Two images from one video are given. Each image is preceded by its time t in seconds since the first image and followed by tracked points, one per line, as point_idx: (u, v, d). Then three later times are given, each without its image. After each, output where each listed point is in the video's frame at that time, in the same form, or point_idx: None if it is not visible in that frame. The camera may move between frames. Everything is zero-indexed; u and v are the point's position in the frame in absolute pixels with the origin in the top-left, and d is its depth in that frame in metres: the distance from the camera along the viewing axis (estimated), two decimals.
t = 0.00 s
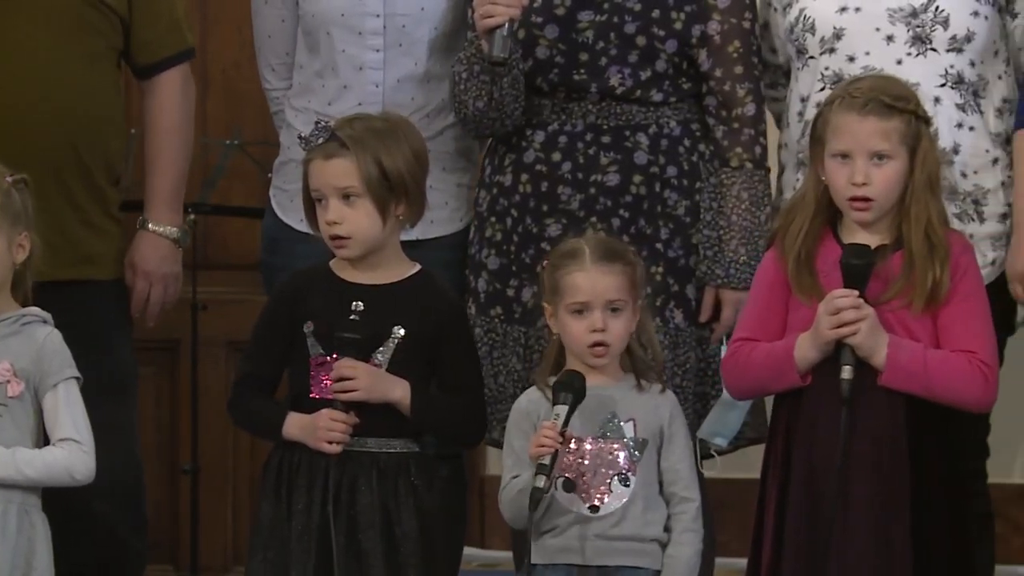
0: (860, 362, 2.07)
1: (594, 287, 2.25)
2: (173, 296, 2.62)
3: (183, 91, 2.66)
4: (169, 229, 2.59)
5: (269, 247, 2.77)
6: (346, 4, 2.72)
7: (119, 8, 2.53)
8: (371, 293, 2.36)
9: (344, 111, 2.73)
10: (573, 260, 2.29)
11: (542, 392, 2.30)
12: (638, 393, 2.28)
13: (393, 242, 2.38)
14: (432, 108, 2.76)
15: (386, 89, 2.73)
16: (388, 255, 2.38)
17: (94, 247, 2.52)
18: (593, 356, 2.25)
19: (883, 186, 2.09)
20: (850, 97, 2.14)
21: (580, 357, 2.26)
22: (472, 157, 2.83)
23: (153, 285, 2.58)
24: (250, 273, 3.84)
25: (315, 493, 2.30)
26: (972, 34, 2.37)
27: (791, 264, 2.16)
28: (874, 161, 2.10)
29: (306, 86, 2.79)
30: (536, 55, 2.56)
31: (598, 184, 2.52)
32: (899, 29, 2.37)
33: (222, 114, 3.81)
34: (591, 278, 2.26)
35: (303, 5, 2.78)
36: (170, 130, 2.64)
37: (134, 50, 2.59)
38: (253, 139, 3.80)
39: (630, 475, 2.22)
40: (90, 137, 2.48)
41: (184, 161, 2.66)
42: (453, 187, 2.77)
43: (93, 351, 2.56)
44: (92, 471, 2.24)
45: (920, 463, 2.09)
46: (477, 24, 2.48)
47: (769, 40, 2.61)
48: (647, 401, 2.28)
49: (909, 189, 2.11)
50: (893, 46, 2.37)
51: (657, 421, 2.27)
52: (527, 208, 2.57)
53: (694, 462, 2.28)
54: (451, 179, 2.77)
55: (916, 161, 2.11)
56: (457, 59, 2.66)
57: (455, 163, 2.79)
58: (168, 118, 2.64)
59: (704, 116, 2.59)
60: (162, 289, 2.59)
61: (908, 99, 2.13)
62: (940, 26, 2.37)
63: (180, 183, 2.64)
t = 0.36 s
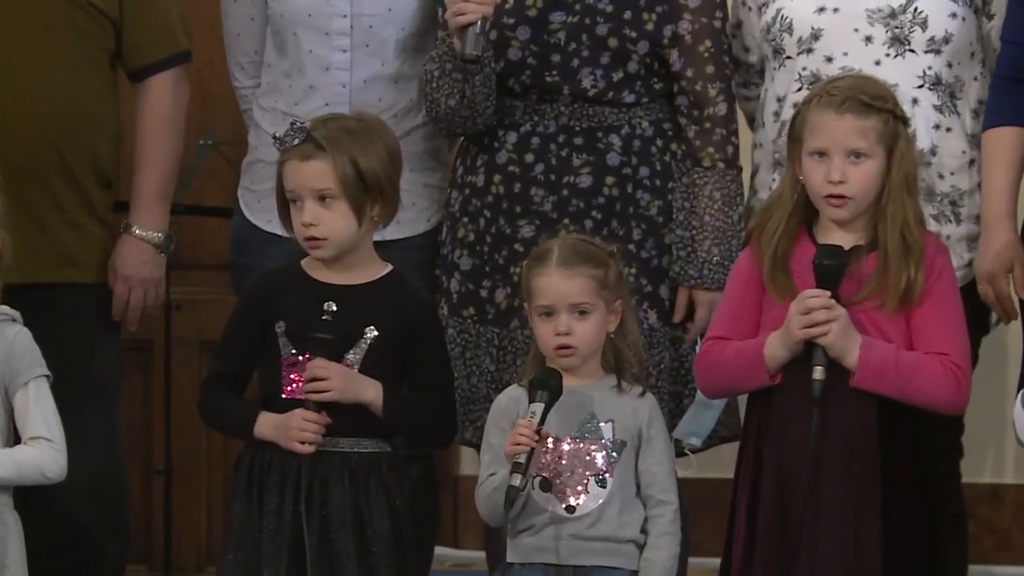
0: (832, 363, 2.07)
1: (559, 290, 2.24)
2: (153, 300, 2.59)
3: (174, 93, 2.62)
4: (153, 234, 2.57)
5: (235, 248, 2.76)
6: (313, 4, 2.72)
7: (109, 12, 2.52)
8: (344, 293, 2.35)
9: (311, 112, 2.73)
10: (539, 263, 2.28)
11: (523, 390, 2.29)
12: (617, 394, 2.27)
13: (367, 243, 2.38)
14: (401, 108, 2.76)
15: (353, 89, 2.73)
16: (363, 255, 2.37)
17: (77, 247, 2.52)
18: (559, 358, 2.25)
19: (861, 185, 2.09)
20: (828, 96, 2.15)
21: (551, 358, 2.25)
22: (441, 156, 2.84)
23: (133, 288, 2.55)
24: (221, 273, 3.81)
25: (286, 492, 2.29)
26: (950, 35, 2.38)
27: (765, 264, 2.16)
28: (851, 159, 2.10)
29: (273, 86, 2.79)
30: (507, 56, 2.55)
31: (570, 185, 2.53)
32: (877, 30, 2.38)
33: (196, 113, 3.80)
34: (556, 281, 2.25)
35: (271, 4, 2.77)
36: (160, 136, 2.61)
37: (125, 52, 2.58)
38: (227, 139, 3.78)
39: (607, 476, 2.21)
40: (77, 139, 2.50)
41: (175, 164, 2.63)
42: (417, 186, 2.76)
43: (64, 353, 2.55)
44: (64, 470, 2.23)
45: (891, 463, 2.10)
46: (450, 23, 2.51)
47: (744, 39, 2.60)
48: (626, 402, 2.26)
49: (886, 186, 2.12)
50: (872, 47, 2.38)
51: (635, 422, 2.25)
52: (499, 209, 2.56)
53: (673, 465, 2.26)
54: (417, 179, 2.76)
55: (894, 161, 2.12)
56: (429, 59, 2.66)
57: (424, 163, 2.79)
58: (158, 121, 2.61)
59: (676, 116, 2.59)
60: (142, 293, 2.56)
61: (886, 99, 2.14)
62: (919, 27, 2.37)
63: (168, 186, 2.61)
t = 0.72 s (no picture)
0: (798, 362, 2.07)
1: (522, 283, 2.24)
2: (131, 305, 2.57)
3: (154, 94, 2.60)
4: (131, 235, 2.55)
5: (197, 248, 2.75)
6: (274, 4, 2.71)
7: (84, 15, 2.51)
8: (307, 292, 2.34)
9: (271, 111, 2.72)
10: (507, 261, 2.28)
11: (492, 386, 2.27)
12: (589, 394, 2.26)
13: (330, 243, 2.37)
14: (362, 107, 2.74)
15: (313, 89, 2.72)
16: (325, 257, 2.36)
17: (51, 251, 2.50)
18: (522, 353, 2.24)
19: (826, 185, 2.10)
20: (793, 96, 2.15)
21: (517, 354, 2.25)
22: (404, 156, 2.83)
23: (109, 291, 2.53)
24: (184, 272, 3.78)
25: (252, 491, 2.28)
26: (916, 36, 2.38)
27: (730, 265, 2.16)
28: (817, 159, 2.10)
29: (233, 85, 2.77)
30: (474, 57, 2.54)
31: (536, 186, 2.52)
32: (842, 31, 2.38)
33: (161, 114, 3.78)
34: (519, 273, 2.25)
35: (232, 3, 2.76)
36: (140, 137, 2.59)
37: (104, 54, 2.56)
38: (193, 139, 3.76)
39: (579, 479, 2.20)
40: (62, 142, 2.49)
41: (155, 166, 2.61)
42: (374, 185, 2.75)
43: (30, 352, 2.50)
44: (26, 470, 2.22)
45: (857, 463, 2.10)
46: (416, 22, 2.49)
47: (710, 40, 2.61)
48: (597, 403, 2.25)
49: (852, 187, 2.12)
50: (838, 47, 2.39)
51: (606, 423, 2.24)
52: (465, 209, 2.55)
53: (643, 466, 2.24)
54: (374, 179, 2.75)
55: (859, 162, 2.12)
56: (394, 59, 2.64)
57: (385, 163, 2.78)
58: (137, 122, 2.59)
59: (642, 117, 2.59)
60: (119, 295, 2.54)
61: (851, 99, 2.14)
62: (884, 28, 2.38)
63: (148, 188, 2.59)
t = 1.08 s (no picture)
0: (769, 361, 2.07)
1: (490, 279, 2.24)
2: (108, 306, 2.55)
3: (134, 96, 2.58)
4: (108, 238, 2.53)
5: (168, 247, 2.74)
6: (253, 4, 2.68)
7: (66, 15, 2.49)
8: (275, 291, 2.33)
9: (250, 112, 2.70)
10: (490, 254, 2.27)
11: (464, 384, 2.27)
12: (560, 395, 2.24)
13: (297, 242, 2.36)
14: (339, 107, 2.75)
15: (292, 89, 2.71)
16: (291, 256, 2.35)
17: (32, 256, 2.49)
18: (492, 351, 2.24)
19: (794, 186, 2.10)
20: (761, 96, 2.16)
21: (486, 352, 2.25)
22: (376, 155, 2.83)
23: (85, 293, 2.51)
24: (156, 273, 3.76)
25: (221, 492, 2.26)
26: (883, 37, 2.38)
27: (701, 265, 2.16)
28: (785, 159, 2.11)
29: (207, 86, 2.75)
30: (445, 57, 2.54)
31: (506, 187, 2.51)
32: (810, 31, 2.38)
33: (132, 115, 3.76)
34: (491, 269, 2.25)
35: (206, 4, 2.72)
36: (118, 139, 2.56)
37: (83, 56, 2.53)
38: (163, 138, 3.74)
39: (549, 481, 2.19)
40: (42, 144, 2.48)
41: (132, 168, 2.58)
42: (355, 185, 2.75)
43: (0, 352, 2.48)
44: None
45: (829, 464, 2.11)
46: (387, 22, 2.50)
47: (681, 40, 2.61)
48: (568, 405, 2.24)
49: (821, 187, 2.13)
50: (805, 48, 2.38)
51: (578, 424, 2.23)
52: (435, 210, 2.55)
53: (615, 468, 2.23)
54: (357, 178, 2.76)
55: (828, 161, 2.13)
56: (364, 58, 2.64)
57: (360, 163, 2.78)
58: (116, 124, 2.56)
59: (613, 117, 2.59)
60: (95, 297, 2.52)
61: (819, 98, 2.15)
62: (852, 29, 2.37)
63: (125, 190, 2.57)
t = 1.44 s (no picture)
0: (739, 360, 2.03)
1: (461, 277, 2.24)
2: (85, 303, 2.52)
3: (101, 92, 2.57)
4: (82, 233, 2.50)
5: (148, 244, 2.73)
6: (237, 5, 2.68)
7: (31, 12, 2.48)
8: (244, 292, 2.33)
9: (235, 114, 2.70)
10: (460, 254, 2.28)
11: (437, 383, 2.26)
12: (532, 396, 2.25)
13: (269, 242, 2.35)
14: (320, 108, 2.75)
15: (277, 90, 2.71)
16: (263, 256, 2.35)
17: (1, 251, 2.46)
18: (461, 349, 2.23)
19: (765, 187, 2.06)
20: (731, 96, 2.12)
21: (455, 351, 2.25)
22: (349, 157, 2.82)
23: (61, 289, 2.48)
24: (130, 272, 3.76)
25: (192, 492, 2.25)
26: (852, 39, 2.39)
27: (671, 264, 2.14)
28: (755, 160, 2.08)
29: (188, 87, 2.73)
30: (416, 58, 2.54)
31: (477, 187, 2.52)
32: (779, 33, 2.39)
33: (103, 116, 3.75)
34: (462, 268, 2.25)
35: (185, 6, 2.70)
36: (86, 135, 2.55)
37: (50, 52, 2.53)
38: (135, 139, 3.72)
39: (521, 481, 2.19)
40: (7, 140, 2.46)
41: (101, 164, 2.56)
42: (332, 184, 2.76)
43: None
44: None
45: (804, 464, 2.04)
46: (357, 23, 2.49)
47: (649, 41, 2.62)
48: (540, 406, 2.24)
49: (791, 186, 2.10)
50: (774, 49, 2.39)
51: (549, 426, 2.23)
52: (407, 210, 2.54)
53: (587, 469, 2.24)
54: (333, 177, 2.77)
55: (798, 162, 2.10)
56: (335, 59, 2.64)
57: (342, 162, 2.80)
58: (83, 120, 2.55)
59: (584, 118, 2.59)
60: (71, 294, 2.49)
61: (789, 99, 2.12)
62: (820, 31, 2.37)
63: (96, 186, 2.55)
